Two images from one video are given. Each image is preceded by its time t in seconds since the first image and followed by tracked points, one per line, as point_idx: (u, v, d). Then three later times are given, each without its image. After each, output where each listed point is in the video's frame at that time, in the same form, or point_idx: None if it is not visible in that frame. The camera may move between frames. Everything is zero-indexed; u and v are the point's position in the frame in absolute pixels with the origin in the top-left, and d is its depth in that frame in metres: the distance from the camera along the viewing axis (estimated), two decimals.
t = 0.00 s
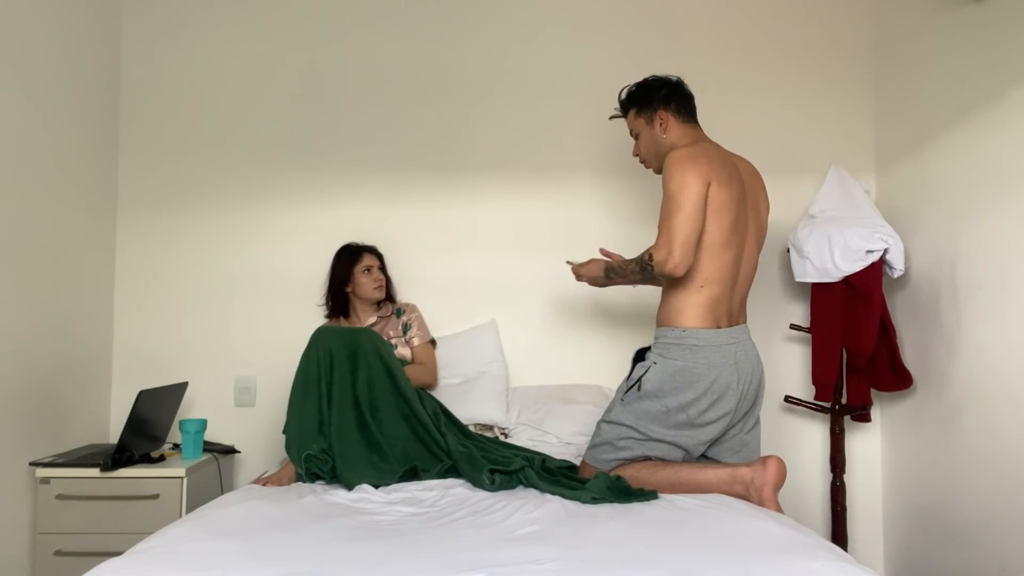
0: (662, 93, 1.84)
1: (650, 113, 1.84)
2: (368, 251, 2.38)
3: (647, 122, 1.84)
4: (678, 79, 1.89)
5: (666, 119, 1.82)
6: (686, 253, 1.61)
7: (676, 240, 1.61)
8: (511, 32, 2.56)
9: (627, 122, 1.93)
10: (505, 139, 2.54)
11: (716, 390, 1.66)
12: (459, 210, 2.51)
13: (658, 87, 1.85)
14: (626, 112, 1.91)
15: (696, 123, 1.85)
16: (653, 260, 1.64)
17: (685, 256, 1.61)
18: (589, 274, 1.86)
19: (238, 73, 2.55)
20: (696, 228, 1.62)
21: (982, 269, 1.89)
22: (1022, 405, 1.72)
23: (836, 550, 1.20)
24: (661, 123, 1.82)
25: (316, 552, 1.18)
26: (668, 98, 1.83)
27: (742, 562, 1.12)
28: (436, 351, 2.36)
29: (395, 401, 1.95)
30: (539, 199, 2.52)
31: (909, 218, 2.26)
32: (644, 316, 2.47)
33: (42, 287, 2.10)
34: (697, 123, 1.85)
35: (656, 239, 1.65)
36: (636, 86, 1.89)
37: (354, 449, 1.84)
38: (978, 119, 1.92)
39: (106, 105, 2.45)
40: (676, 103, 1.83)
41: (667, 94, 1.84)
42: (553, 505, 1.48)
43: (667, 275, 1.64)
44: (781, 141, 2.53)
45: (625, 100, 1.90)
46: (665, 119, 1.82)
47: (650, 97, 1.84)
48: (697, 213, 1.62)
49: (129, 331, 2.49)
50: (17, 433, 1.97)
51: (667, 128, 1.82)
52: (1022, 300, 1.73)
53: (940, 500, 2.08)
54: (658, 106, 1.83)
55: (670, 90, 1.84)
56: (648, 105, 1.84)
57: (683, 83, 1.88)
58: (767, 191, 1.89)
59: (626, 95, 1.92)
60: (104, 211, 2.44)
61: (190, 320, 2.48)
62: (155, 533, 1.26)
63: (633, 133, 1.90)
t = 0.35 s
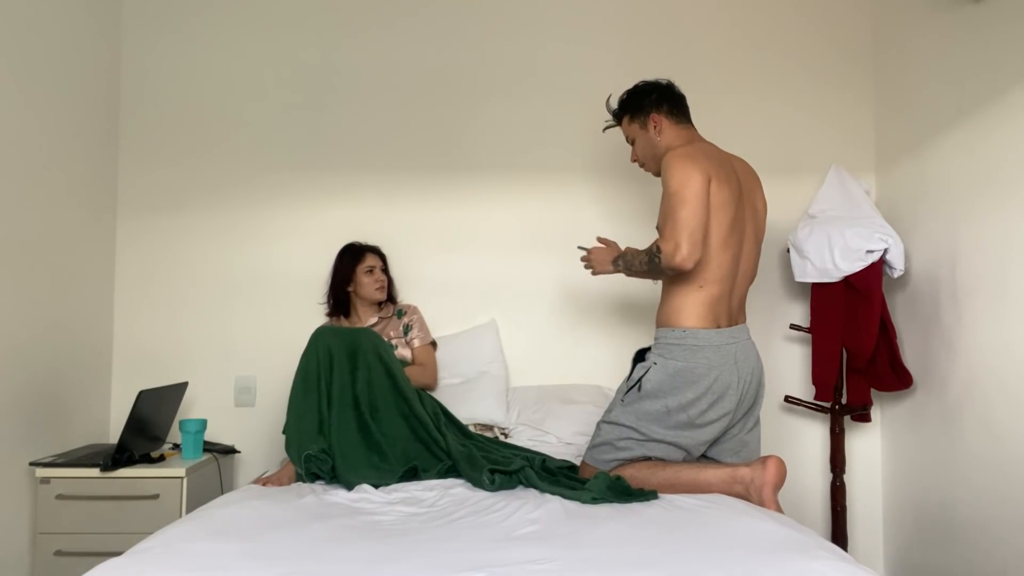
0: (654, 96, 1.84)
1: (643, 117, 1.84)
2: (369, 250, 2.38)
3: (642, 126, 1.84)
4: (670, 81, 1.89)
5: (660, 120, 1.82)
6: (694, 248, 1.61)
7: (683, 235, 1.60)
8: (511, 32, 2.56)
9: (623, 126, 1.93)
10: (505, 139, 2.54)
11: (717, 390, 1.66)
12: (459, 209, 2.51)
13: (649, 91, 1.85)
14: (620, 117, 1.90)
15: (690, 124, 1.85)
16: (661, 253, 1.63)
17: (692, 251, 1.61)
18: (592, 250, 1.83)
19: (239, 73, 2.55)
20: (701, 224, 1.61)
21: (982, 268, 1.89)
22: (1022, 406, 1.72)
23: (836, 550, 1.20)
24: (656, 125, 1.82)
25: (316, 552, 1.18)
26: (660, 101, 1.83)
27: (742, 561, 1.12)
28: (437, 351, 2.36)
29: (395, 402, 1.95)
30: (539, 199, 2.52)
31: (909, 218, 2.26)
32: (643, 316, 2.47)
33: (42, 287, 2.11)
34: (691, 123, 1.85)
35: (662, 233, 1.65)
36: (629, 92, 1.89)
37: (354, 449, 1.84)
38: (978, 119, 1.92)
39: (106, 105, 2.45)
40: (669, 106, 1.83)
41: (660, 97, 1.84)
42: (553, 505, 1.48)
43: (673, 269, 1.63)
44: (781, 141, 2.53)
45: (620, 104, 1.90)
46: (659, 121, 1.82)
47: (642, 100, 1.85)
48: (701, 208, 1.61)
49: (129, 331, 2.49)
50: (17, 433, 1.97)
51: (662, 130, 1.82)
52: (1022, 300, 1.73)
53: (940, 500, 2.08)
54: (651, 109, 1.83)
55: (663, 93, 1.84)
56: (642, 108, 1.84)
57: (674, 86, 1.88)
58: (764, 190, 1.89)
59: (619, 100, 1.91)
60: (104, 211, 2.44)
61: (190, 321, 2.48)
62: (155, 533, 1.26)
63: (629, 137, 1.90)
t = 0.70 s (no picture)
0: (655, 94, 1.84)
1: (645, 116, 1.84)
2: (369, 250, 2.38)
3: (644, 125, 1.84)
4: (673, 81, 1.89)
5: (662, 120, 1.82)
6: (682, 254, 1.61)
7: (673, 239, 1.61)
8: (511, 32, 2.56)
9: (624, 126, 1.94)
10: (505, 139, 2.54)
11: (716, 390, 1.66)
12: (459, 210, 2.51)
13: (652, 90, 1.85)
14: (622, 116, 1.91)
15: (692, 123, 1.85)
16: (650, 254, 1.65)
17: (681, 257, 1.62)
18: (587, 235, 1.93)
19: (239, 73, 2.55)
20: (693, 226, 1.61)
21: (982, 269, 1.89)
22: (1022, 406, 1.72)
23: (836, 550, 1.21)
24: (657, 124, 1.82)
25: (316, 552, 1.18)
26: (661, 100, 1.83)
27: (742, 561, 1.12)
28: (437, 351, 2.36)
29: (395, 402, 1.95)
30: (539, 199, 2.52)
31: (909, 218, 2.26)
32: (643, 316, 2.47)
33: (42, 287, 2.11)
34: (693, 122, 1.85)
35: (653, 233, 1.65)
36: (632, 90, 1.89)
37: (354, 449, 1.84)
38: (977, 119, 1.92)
39: (106, 105, 2.46)
40: (671, 105, 1.83)
41: (661, 96, 1.84)
42: (553, 505, 1.48)
43: (659, 270, 1.65)
44: (781, 141, 2.53)
45: (622, 103, 1.90)
46: (661, 120, 1.82)
47: (644, 99, 1.85)
48: (694, 212, 1.61)
49: (129, 331, 2.49)
50: (17, 433, 1.98)
51: (663, 129, 1.82)
52: (1022, 300, 1.73)
53: (940, 500, 2.08)
54: (652, 108, 1.83)
55: (664, 92, 1.84)
56: (643, 107, 1.84)
57: (676, 85, 1.88)
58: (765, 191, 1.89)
59: (621, 99, 1.91)
60: (105, 211, 2.45)
61: (190, 321, 2.48)
62: (155, 533, 1.26)
63: (631, 136, 1.90)
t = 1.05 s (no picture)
0: (656, 94, 1.84)
1: (646, 116, 1.84)
2: (369, 250, 2.38)
3: (645, 125, 1.84)
4: (674, 80, 1.89)
5: (663, 120, 1.82)
6: (683, 254, 1.61)
7: (674, 239, 1.61)
8: (511, 32, 2.56)
9: (625, 126, 1.94)
10: (505, 139, 2.54)
11: (717, 390, 1.66)
12: (459, 210, 2.51)
13: (653, 89, 1.85)
14: (622, 116, 1.91)
15: (693, 122, 1.85)
16: (650, 253, 1.65)
17: (681, 257, 1.62)
18: (587, 231, 1.94)
19: (239, 73, 2.55)
20: (694, 226, 1.61)
21: (982, 269, 1.89)
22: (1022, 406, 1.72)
23: (836, 550, 1.20)
24: (658, 124, 1.82)
25: (316, 552, 1.18)
26: (662, 100, 1.83)
27: (742, 561, 1.12)
28: (436, 351, 2.35)
29: (395, 401, 1.95)
30: (539, 200, 2.52)
31: (909, 217, 2.27)
32: (643, 316, 2.47)
33: (42, 287, 2.11)
34: (694, 122, 1.85)
35: (653, 232, 1.65)
36: (633, 90, 1.89)
37: (354, 449, 1.84)
38: (978, 119, 1.92)
39: (106, 105, 2.45)
40: (672, 105, 1.83)
41: (662, 96, 1.84)
42: (553, 505, 1.48)
43: (659, 270, 1.65)
44: (781, 141, 2.53)
45: (623, 103, 1.90)
46: (662, 120, 1.82)
47: (645, 99, 1.85)
48: (695, 212, 1.61)
49: (129, 331, 2.49)
50: (17, 434, 1.97)
51: (665, 129, 1.82)
52: (1022, 300, 1.73)
53: (940, 500, 2.08)
54: (653, 108, 1.83)
55: (665, 92, 1.84)
56: (643, 108, 1.84)
57: (677, 84, 1.88)
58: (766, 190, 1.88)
59: (622, 99, 1.91)
60: (105, 211, 2.44)
61: (189, 321, 2.48)
62: (155, 533, 1.26)
63: (632, 136, 1.90)
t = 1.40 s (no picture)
0: (656, 94, 1.84)
1: (646, 116, 1.84)
2: (369, 250, 2.38)
3: (645, 125, 1.84)
4: (674, 80, 1.89)
5: (663, 119, 1.82)
6: (683, 254, 1.61)
7: (673, 239, 1.61)
8: (511, 32, 2.56)
9: (625, 126, 1.94)
10: (505, 139, 2.54)
11: (716, 390, 1.66)
12: (459, 210, 2.51)
13: (653, 89, 1.85)
14: (622, 116, 1.91)
15: (693, 122, 1.85)
16: (650, 253, 1.65)
17: (681, 258, 1.62)
18: (587, 230, 1.94)
19: (239, 73, 2.55)
20: (694, 226, 1.61)
21: (982, 269, 1.89)
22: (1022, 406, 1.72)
23: (836, 550, 1.21)
24: (658, 124, 1.82)
25: (316, 552, 1.18)
26: (662, 100, 1.83)
27: (742, 561, 1.12)
28: (436, 351, 2.35)
29: (395, 401, 1.95)
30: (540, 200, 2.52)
31: (909, 218, 2.27)
32: (643, 316, 2.47)
33: (42, 287, 2.10)
34: (694, 122, 1.85)
35: (653, 232, 1.65)
36: (633, 89, 1.89)
37: (354, 449, 1.84)
38: (978, 119, 1.92)
39: (106, 104, 2.45)
40: (672, 105, 1.83)
41: (662, 96, 1.84)
42: (553, 505, 1.48)
43: (659, 270, 1.65)
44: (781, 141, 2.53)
45: (623, 103, 1.90)
46: (662, 120, 1.82)
47: (645, 99, 1.84)
48: (694, 213, 1.61)
49: (129, 331, 2.49)
50: (17, 433, 1.97)
51: (665, 129, 1.82)
52: (1021, 300, 1.73)
53: (940, 500, 2.08)
54: (653, 108, 1.83)
55: (666, 92, 1.84)
56: (644, 107, 1.84)
57: (678, 84, 1.88)
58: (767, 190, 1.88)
59: (622, 99, 1.91)
60: (104, 211, 2.44)
61: (190, 321, 2.48)
62: (156, 533, 1.26)
63: (632, 136, 1.90)
